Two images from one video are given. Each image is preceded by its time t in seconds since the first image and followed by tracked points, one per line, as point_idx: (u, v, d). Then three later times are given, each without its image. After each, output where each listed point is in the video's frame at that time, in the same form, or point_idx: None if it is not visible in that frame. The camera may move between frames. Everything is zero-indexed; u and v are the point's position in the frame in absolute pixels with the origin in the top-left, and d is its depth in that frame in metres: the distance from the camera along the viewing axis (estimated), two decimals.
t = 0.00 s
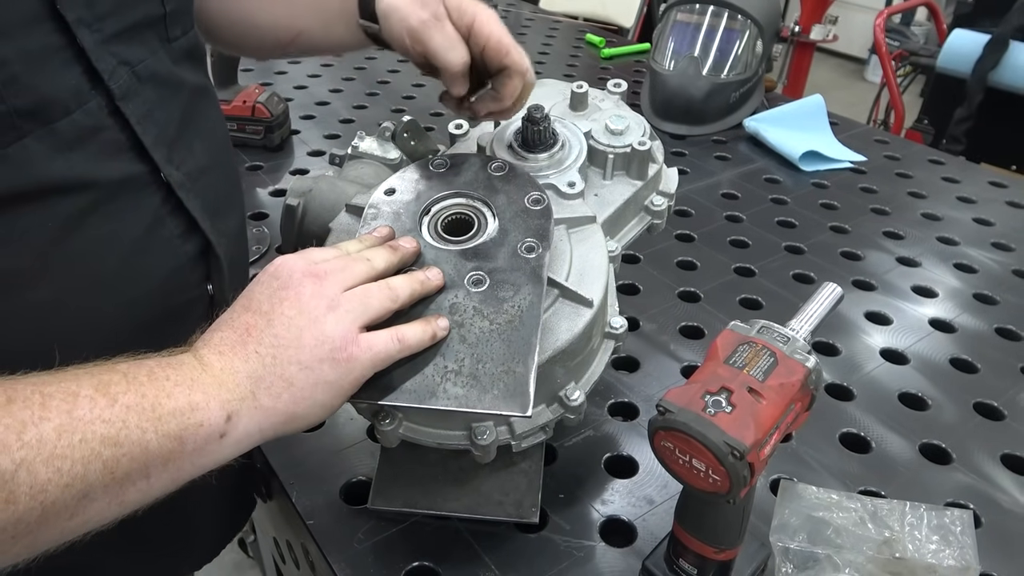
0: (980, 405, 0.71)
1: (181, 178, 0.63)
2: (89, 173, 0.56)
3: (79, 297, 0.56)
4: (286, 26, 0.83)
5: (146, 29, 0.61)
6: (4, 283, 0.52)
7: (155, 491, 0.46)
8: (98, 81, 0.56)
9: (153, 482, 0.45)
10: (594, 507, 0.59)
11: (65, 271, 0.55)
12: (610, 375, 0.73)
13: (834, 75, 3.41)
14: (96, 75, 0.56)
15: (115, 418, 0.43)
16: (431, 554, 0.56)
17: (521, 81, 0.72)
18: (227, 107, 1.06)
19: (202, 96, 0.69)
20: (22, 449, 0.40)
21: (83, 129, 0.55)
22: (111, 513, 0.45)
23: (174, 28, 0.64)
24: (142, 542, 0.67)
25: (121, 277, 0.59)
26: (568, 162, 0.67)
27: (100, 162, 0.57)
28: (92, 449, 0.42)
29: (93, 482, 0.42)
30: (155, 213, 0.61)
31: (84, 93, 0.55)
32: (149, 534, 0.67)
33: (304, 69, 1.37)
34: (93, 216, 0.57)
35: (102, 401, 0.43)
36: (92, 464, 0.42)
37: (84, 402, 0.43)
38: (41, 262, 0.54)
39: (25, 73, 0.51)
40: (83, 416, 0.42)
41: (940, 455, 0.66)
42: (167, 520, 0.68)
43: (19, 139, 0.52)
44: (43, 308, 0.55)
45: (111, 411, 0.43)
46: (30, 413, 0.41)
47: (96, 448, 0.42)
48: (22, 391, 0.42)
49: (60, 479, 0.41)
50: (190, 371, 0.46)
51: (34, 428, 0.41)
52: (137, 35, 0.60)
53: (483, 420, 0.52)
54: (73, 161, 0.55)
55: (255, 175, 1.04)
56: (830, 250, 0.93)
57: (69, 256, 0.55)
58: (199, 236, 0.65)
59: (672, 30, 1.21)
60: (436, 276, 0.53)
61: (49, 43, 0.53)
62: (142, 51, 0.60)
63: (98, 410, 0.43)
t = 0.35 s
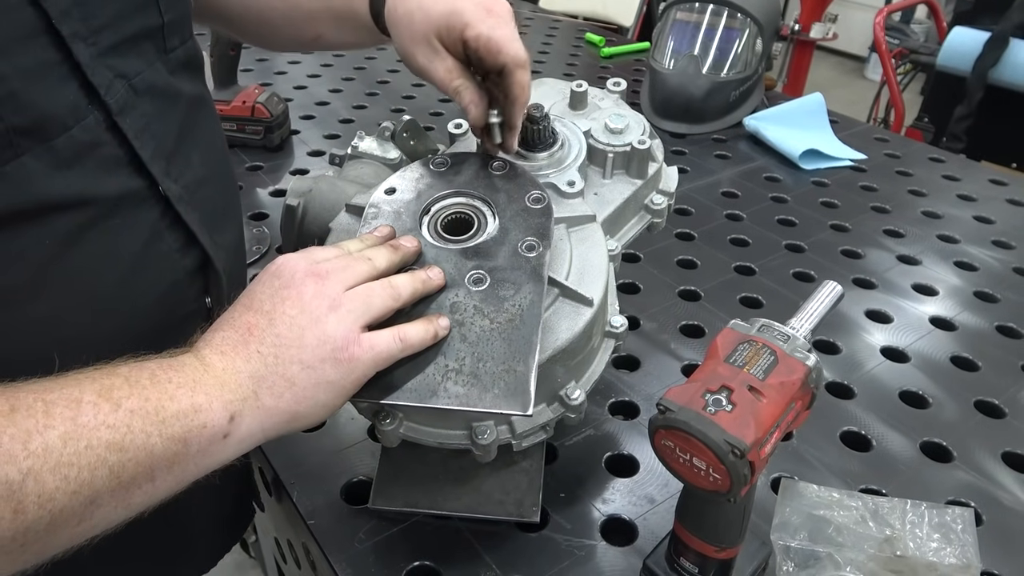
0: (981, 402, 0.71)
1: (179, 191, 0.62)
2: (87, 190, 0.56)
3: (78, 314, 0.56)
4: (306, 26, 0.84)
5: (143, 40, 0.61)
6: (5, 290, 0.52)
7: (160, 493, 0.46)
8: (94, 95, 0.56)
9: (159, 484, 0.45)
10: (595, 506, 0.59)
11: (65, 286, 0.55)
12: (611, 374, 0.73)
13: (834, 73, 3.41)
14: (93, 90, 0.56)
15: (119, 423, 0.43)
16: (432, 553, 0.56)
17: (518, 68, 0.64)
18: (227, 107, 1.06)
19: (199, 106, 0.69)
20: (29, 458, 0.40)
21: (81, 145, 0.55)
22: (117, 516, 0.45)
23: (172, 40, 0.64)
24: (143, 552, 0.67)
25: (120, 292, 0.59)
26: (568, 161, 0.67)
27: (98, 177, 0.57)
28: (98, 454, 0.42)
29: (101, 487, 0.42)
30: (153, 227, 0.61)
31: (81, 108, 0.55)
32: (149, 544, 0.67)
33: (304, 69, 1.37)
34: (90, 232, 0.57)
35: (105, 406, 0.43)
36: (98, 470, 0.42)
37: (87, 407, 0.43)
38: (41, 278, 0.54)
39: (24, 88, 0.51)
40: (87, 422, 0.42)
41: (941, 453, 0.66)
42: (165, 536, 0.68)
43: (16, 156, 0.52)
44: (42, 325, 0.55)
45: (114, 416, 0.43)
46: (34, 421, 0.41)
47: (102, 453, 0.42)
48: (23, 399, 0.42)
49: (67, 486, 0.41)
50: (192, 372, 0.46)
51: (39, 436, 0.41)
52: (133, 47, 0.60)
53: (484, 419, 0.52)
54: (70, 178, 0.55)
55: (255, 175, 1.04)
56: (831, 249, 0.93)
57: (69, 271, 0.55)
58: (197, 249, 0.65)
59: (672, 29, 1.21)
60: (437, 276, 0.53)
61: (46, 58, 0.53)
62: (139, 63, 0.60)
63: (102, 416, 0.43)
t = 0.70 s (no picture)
0: (982, 402, 0.71)
1: (184, 199, 0.63)
2: (93, 199, 0.56)
3: (80, 319, 0.57)
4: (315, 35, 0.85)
5: (148, 47, 0.61)
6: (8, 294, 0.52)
7: (164, 494, 0.46)
8: (100, 103, 0.56)
9: (162, 486, 0.45)
10: (595, 506, 0.59)
11: (68, 291, 0.55)
12: (611, 374, 0.73)
13: (834, 72, 3.41)
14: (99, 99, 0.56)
15: (122, 425, 0.43)
16: (433, 552, 0.56)
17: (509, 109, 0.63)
18: (228, 107, 1.07)
19: (202, 111, 0.69)
20: (33, 461, 0.40)
21: (86, 153, 0.55)
22: (120, 518, 0.45)
23: (176, 45, 0.64)
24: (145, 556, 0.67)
25: (125, 298, 0.59)
26: (568, 161, 0.67)
27: (103, 185, 0.57)
28: (102, 457, 0.42)
29: (105, 489, 0.42)
30: (158, 235, 0.62)
31: (87, 116, 0.55)
32: (150, 548, 0.67)
33: (305, 68, 1.37)
34: (96, 240, 0.57)
35: (108, 408, 0.43)
36: (102, 472, 0.42)
37: (91, 409, 0.43)
38: (44, 286, 0.54)
39: (28, 97, 0.51)
40: (90, 424, 0.42)
41: (942, 452, 0.66)
42: (167, 540, 0.68)
43: (22, 165, 0.52)
44: (43, 334, 0.55)
45: (118, 418, 0.43)
46: (38, 424, 0.41)
47: (106, 456, 0.42)
48: (27, 402, 0.42)
49: (71, 489, 0.41)
50: (195, 373, 0.47)
51: (43, 439, 0.41)
52: (137, 53, 0.60)
53: (484, 418, 0.52)
54: (76, 187, 0.55)
55: (256, 175, 1.05)
56: (832, 249, 0.93)
57: (74, 278, 0.56)
58: (199, 257, 0.66)
59: (673, 29, 1.21)
60: (439, 276, 0.53)
61: (51, 66, 0.53)
62: (144, 69, 0.61)
63: (105, 417, 0.43)
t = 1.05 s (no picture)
0: (981, 403, 0.71)
1: (190, 199, 0.63)
2: (97, 198, 0.56)
3: (81, 320, 0.57)
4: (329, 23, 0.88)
5: (159, 41, 0.61)
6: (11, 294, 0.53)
7: (164, 496, 0.46)
8: (106, 101, 0.56)
9: (163, 487, 0.45)
10: (595, 506, 0.60)
11: (70, 291, 0.56)
12: (611, 374, 0.73)
13: (836, 73, 3.40)
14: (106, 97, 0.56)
15: (122, 427, 0.43)
16: (433, 552, 0.56)
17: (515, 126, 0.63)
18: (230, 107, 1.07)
19: (211, 107, 0.68)
20: (33, 462, 0.40)
21: (91, 151, 0.56)
22: (120, 520, 0.45)
23: (186, 38, 0.64)
24: (147, 555, 0.67)
25: (125, 299, 0.59)
26: (568, 161, 0.68)
27: (108, 184, 0.57)
28: (101, 458, 0.42)
29: (105, 491, 0.42)
30: (162, 236, 0.62)
31: (92, 114, 0.55)
32: (153, 548, 0.67)
33: (306, 68, 1.37)
34: (99, 239, 0.57)
35: (108, 409, 0.44)
36: (101, 473, 0.42)
37: (90, 411, 0.43)
38: (44, 286, 0.54)
39: (32, 94, 0.51)
40: (90, 426, 0.42)
41: (941, 453, 0.66)
42: (169, 540, 0.68)
43: (24, 163, 0.51)
44: (43, 333, 0.55)
45: (118, 420, 0.43)
46: (37, 426, 0.41)
47: (105, 457, 0.42)
48: (28, 403, 0.42)
49: (71, 491, 0.41)
50: (196, 375, 0.47)
51: (42, 440, 0.41)
52: (150, 48, 0.60)
53: (484, 418, 0.52)
54: (80, 186, 0.55)
55: (258, 174, 1.05)
56: (832, 249, 0.93)
57: (75, 277, 0.56)
58: (203, 258, 0.66)
59: (674, 29, 1.22)
60: (439, 276, 0.53)
61: (58, 63, 0.53)
62: (154, 66, 0.60)
63: (105, 419, 0.43)
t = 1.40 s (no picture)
0: (979, 403, 0.71)
1: (196, 199, 0.64)
2: (104, 198, 0.56)
3: (89, 319, 0.57)
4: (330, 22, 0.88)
5: (166, 43, 0.61)
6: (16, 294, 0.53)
7: (167, 497, 0.46)
8: (114, 102, 0.57)
9: (166, 489, 0.46)
10: (594, 505, 0.60)
11: (78, 290, 0.56)
12: (610, 374, 0.73)
13: (836, 73, 3.41)
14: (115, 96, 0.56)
15: (127, 428, 0.44)
16: (432, 551, 0.56)
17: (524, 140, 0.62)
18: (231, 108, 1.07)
19: (214, 107, 0.69)
20: (38, 463, 0.40)
21: (98, 152, 0.56)
22: (124, 520, 0.45)
23: (191, 39, 0.64)
24: (151, 556, 0.67)
25: (133, 300, 0.60)
26: (568, 162, 0.68)
27: (116, 183, 0.57)
28: (106, 460, 0.42)
29: (109, 492, 0.43)
30: (167, 237, 0.62)
31: (99, 115, 0.56)
32: (157, 548, 0.68)
33: (307, 69, 1.38)
34: (108, 238, 0.57)
35: (113, 411, 0.44)
36: (106, 475, 0.42)
37: (96, 413, 0.43)
38: (53, 285, 0.55)
39: (40, 95, 0.51)
40: (95, 427, 0.43)
41: (939, 453, 0.67)
42: (173, 540, 0.69)
43: (33, 164, 0.52)
44: (51, 332, 0.55)
45: (123, 422, 0.44)
46: (43, 427, 0.41)
47: (110, 459, 0.42)
48: (33, 404, 0.42)
49: (76, 492, 0.41)
50: (200, 377, 0.47)
51: (48, 442, 0.41)
52: (157, 50, 0.60)
53: (483, 418, 0.52)
54: (87, 186, 0.55)
55: (258, 175, 1.05)
56: (831, 250, 0.94)
57: (84, 276, 0.56)
58: (208, 257, 0.67)
59: (674, 30, 1.22)
60: (441, 277, 0.54)
61: (66, 65, 0.53)
62: (161, 67, 0.61)
63: (110, 421, 0.43)
